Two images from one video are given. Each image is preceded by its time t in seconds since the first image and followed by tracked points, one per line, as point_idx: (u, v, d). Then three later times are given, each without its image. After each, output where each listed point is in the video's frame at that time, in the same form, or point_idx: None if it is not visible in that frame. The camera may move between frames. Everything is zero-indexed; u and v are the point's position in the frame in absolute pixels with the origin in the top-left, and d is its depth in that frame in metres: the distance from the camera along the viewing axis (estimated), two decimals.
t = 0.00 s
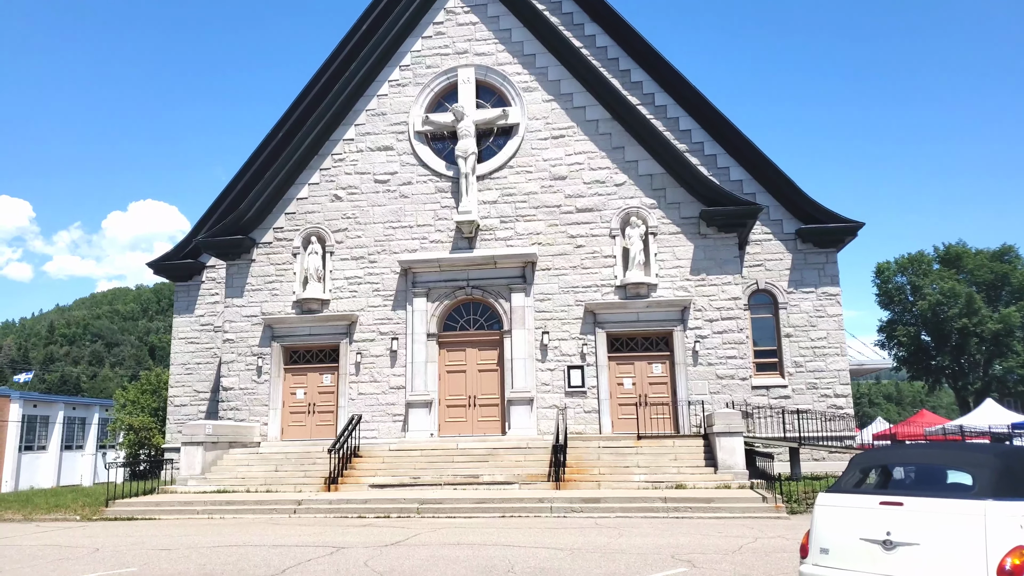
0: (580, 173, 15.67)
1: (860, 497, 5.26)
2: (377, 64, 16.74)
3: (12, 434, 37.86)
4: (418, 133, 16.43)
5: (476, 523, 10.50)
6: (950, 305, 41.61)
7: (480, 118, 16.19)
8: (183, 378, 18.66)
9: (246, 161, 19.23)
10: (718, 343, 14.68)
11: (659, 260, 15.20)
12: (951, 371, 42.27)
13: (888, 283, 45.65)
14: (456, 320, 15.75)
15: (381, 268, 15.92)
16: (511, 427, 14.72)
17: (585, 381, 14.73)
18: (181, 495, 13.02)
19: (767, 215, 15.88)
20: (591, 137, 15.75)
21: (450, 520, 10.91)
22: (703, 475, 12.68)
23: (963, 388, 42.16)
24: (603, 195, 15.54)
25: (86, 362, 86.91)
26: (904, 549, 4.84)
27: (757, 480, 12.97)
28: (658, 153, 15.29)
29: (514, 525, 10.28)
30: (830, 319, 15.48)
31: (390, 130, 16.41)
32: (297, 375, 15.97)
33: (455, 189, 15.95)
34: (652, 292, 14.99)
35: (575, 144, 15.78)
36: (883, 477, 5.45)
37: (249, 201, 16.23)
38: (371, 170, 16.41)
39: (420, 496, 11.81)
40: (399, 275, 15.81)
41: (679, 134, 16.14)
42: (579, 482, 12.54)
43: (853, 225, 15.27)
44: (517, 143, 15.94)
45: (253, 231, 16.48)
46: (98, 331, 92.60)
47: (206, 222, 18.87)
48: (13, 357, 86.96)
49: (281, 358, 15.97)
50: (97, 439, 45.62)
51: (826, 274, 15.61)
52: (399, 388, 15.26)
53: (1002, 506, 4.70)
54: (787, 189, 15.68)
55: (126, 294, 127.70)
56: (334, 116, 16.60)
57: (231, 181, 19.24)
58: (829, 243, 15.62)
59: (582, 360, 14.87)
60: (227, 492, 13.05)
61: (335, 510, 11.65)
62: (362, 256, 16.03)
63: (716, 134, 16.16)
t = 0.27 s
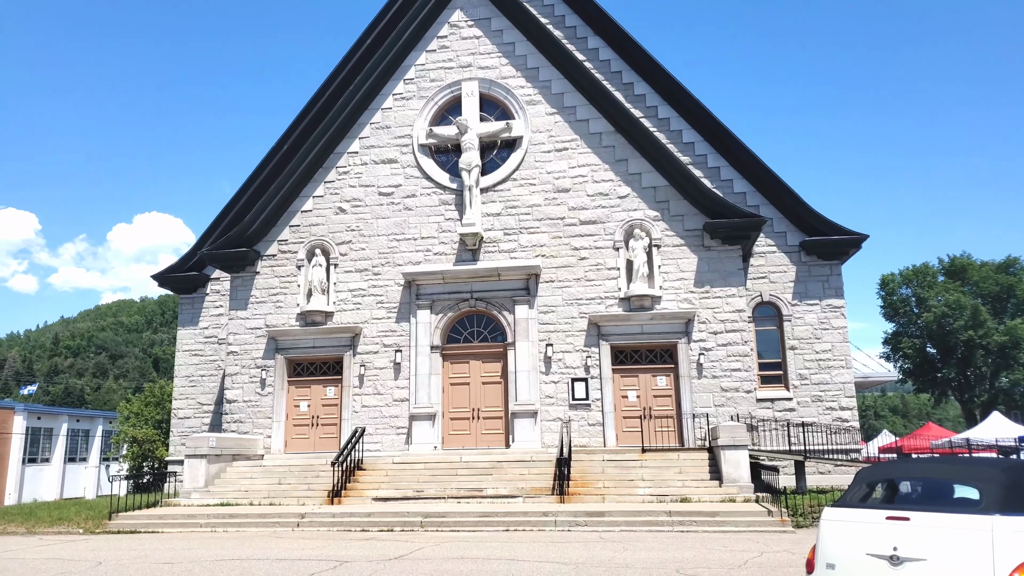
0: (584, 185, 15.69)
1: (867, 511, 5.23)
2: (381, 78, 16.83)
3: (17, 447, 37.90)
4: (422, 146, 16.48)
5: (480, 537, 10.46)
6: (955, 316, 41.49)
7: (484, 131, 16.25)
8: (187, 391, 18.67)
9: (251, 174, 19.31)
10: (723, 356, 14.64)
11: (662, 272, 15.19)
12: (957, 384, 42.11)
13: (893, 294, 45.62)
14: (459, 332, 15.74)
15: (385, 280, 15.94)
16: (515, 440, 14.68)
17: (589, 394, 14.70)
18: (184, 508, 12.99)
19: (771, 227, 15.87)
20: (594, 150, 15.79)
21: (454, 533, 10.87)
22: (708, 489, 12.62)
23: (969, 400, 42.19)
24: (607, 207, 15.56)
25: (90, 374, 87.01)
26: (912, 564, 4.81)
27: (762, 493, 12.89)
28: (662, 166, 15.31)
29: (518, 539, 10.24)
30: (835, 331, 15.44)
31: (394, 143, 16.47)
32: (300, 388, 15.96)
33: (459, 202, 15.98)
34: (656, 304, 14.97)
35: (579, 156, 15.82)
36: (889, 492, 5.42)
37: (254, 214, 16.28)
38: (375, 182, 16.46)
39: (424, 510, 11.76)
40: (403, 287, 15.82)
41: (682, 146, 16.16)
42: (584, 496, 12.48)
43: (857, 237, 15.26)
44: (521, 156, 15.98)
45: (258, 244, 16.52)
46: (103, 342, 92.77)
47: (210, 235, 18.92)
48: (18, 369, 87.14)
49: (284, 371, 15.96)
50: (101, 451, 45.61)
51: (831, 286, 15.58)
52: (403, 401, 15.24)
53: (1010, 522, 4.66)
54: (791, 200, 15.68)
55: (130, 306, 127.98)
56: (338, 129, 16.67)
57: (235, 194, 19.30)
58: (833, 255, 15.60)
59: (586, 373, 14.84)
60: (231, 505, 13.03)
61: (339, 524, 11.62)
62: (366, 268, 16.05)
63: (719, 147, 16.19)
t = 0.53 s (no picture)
0: (587, 200, 15.72)
1: (873, 529, 5.18)
2: (386, 94, 16.93)
3: (19, 462, 37.85)
4: (426, 161, 16.55)
5: (484, 554, 10.39)
6: (960, 331, 41.34)
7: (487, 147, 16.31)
8: (190, 407, 18.65)
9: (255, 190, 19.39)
10: (727, 371, 14.59)
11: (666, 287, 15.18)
12: (963, 399, 41.88)
13: (897, 309, 45.62)
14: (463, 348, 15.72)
15: (389, 295, 15.95)
16: (519, 456, 14.62)
17: (593, 409, 14.64)
18: (187, 524, 12.94)
19: (774, 242, 15.86)
20: (597, 166, 15.84)
21: (458, 550, 10.80)
22: (713, 505, 12.54)
23: (975, 415, 41.99)
24: (610, 223, 15.58)
25: (94, 389, 87.02)
26: None
27: (768, 509, 12.80)
28: (665, 182, 15.35)
29: (522, 556, 10.17)
30: (840, 347, 15.39)
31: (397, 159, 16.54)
32: (304, 404, 15.93)
33: (462, 217, 16.02)
34: (660, 319, 14.95)
35: (582, 172, 15.86)
36: (896, 509, 5.37)
37: (258, 229, 16.33)
38: (379, 198, 16.51)
39: (427, 527, 11.70)
40: (407, 302, 15.83)
41: (685, 162, 16.20)
42: (588, 512, 12.41)
43: (861, 252, 15.25)
44: (524, 171, 16.04)
45: (262, 259, 16.56)
46: (107, 358, 92.84)
47: (215, 250, 18.97)
48: (22, 384, 87.19)
49: (288, 386, 15.95)
50: (104, 468, 45.51)
51: (835, 301, 15.55)
52: (406, 417, 15.20)
53: (1018, 540, 4.61)
54: (794, 215, 15.70)
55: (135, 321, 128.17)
56: (342, 145, 16.76)
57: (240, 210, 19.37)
58: (837, 270, 15.57)
59: (590, 389, 14.80)
60: (233, 522, 12.97)
61: (342, 541, 11.56)
62: (370, 284, 16.07)
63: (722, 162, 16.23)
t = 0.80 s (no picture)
0: (590, 218, 15.75)
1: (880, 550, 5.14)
2: (389, 113, 17.04)
3: (22, 481, 37.75)
4: (430, 179, 16.61)
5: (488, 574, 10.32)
6: (966, 348, 41.15)
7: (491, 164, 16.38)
8: (194, 425, 18.63)
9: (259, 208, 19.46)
10: (732, 389, 14.52)
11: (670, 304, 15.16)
12: (970, 417, 41.63)
13: (901, 326, 45.78)
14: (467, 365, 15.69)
15: (392, 312, 15.95)
16: (523, 474, 14.54)
17: (597, 427, 14.58)
18: (189, 544, 12.87)
19: (778, 259, 15.85)
20: (600, 183, 15.88)
21: (461, 570, 10.72)
22: (718, 524, 12.44)
23: (983, 433, 41.70)
24: (613, 240, 15.59)
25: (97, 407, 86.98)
26: None
27: (774, 529, 12.69)
28: (668, 199, 15.37)
29: None
30: (845, 364, 15.33)
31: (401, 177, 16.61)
32: (307, 422, 15.89)
33: (466, 235, 16.06)
34: (664, 336, 14.92)
35: (585, 189, 15.90)
36: (903, 529, 5.32)
37: (262, 247, 16.37)
38: (383, 216, 16.56)
39: (431, 546, 11.62)
40: (410, 320, 15.83)
41: (688, 179, 16.24)
42: (593, 532, 12.32)
43: (865, 269, 15.22)
44: (527, 189, 16.09)
45: (265, 277, 16.58)
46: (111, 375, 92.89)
47: (219, 268, 19.02)
48: (25, 402, 87.15)
49: (291, 404, 15.92)
50: (106, 486, 45.40)
51: (839, 318, 15.51)
52: (409, 435, 15.15)
53: None
54: (798, 232, 15.70)
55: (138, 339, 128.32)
56: (346, 164, 16.84)
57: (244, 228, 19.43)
58: (841, 287, 15.54)
59: (594, 406, 14.74)
60: (236, 541, 12.90)
61: (345, 560, 11.48)
62: (373, 301, 16.08)
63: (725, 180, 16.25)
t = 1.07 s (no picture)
0: (593, 234, 15.77)
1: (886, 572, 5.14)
2: (393, 131, 17.13)
3: (23, 498, 37.62)
4: (433, 196, 16.67)
5: None
6: (971, 365, 40.99)
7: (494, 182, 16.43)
8: (196, 442, 18.58)
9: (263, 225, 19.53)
10: (736, 406, 14.47)
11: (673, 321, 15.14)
12: (976, 434, 41.38)
13: (906, 343, 45.58)
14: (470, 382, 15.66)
15: (395, 329, 15.95)
16: (526, 492, 14.46)
17: (601, 445, 14.52)
18: (191, 562, 12.80)
19: (781, 276, 15.84)
20: (602, 200, 15.92)
21: None
22: (723, 542, 12.35)
23: (989, 450, 41.42)
24: (616, 256, 15.60)
25: (99, 424, 86.82)
26: None
27: (779, 547, 12.59)
28: (671, 216, 15.40)
29: None
30: (849, 381, 15.27)
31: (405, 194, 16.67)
32: (309, 439, 15.84)
33: (469, 251, 16.09)
34: (667, 353, 14.88)
35: (587, 206, 15.94)
36: (909, 548, 5.30)
37: (266, 264, 16.41)
38: (386, 233, 16.61)
39: (434, 564, 11.54)
40: (413, 336, 15.82)
41: (690, 196, 16.28)
42: (596, 550, 12.22)
43: (869, 285, 15.20)
44: (530, 206, 16.13)
45: (269, 294, 16.60)
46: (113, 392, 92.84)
47: (222, 284, 19.06)
48: (28, 419, 87.06)
49: (293, 422, 15.88)
50: (108, 503, 45.23)
51: (843, 334, 15.47)
52: (412, 452, 15.09)
53: None
54: (801, 249, 15.70)
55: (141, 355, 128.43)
56: (350, 182, 16.92)
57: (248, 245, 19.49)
58: (845, 303, 15.51)
59: (598, 424, 14.69)
60: (237, 560, 12.83)
61: None
62: (376, 318, 16.08)
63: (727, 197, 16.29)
